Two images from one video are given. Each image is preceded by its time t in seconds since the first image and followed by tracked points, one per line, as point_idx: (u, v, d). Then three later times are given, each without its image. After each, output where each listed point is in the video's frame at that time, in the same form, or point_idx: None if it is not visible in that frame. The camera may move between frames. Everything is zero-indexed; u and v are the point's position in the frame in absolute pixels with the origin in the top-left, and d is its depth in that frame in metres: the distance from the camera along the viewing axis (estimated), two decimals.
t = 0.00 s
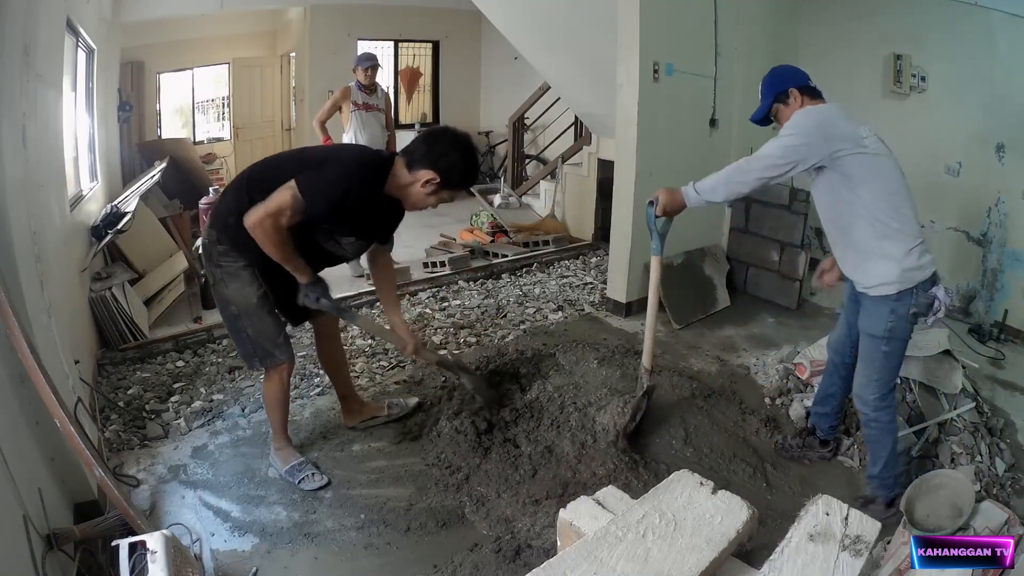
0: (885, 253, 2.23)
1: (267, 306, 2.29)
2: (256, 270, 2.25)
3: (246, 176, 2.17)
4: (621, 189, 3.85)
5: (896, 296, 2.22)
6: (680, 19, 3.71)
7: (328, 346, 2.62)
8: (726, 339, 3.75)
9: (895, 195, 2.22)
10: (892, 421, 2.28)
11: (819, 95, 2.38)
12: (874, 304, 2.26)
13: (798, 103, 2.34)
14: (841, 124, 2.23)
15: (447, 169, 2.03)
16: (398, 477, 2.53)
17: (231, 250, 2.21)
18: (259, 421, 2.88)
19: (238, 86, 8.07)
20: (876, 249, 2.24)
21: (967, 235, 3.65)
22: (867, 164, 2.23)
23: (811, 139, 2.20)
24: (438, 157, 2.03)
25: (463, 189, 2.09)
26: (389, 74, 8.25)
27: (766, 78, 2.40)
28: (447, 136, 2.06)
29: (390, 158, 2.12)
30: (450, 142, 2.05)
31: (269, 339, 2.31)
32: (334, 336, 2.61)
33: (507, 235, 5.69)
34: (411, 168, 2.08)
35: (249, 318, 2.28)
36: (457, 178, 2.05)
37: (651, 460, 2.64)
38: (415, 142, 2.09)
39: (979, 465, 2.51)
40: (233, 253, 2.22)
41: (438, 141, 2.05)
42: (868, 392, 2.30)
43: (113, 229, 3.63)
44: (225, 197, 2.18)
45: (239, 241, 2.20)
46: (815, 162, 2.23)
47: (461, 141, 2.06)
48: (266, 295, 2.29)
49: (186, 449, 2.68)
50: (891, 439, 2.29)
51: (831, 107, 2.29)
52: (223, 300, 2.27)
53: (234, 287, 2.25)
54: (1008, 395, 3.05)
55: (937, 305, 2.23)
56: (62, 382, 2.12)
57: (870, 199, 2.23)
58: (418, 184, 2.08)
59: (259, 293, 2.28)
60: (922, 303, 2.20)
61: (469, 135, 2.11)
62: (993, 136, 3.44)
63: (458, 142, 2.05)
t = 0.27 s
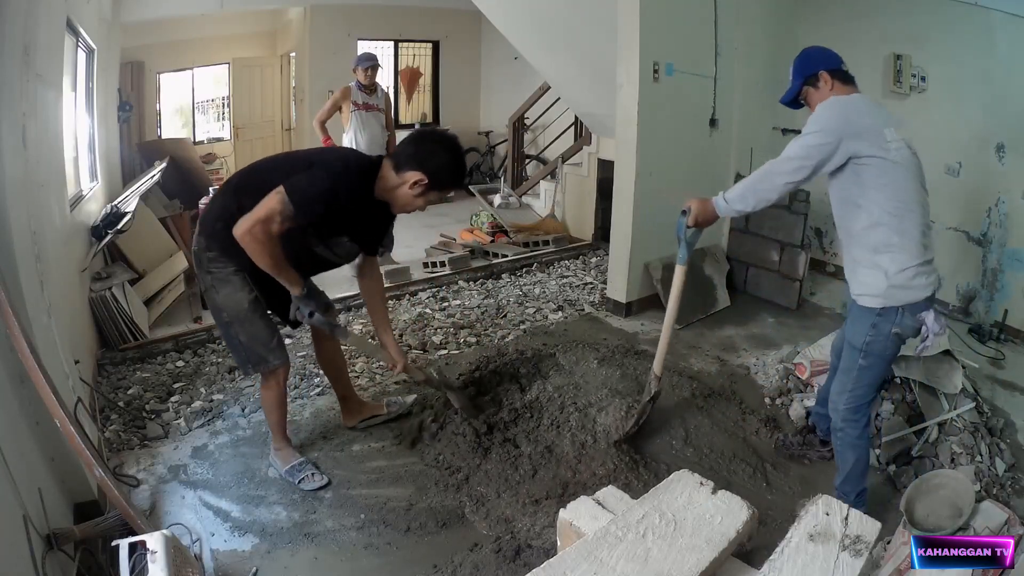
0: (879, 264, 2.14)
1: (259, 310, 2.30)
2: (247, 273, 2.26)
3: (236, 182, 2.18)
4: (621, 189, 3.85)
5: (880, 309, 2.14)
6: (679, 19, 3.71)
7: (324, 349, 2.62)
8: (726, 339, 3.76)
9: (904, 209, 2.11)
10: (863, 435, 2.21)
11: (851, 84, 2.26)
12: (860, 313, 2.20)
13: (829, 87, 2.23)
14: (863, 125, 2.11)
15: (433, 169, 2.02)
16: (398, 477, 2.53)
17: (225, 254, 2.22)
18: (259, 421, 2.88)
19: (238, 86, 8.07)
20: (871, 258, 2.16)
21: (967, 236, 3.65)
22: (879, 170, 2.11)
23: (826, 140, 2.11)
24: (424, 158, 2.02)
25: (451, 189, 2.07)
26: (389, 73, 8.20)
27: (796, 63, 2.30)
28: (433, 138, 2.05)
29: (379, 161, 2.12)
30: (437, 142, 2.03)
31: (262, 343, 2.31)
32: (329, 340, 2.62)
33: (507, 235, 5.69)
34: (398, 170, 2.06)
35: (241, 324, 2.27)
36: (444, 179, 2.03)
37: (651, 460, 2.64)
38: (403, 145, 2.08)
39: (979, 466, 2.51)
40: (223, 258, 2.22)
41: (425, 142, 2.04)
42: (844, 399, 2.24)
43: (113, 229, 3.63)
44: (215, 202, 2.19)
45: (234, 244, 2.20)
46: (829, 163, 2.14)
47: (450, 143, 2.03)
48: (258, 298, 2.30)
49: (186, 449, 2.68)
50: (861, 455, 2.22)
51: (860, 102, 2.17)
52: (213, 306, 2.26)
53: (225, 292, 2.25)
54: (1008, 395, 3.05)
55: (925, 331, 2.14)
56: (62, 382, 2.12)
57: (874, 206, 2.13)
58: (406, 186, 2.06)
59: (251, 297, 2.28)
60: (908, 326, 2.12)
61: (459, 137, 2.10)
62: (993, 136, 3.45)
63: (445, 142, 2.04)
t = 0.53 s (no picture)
0: (884, 273, 2.12)
1: (254, 310, 2.30)
2: (241, 274, 2.26)
3: (228, 179, 2.17)
4: (621, 189, 3.85)
5: (878, 317, 2.13)
6: (679, 19, 3.71)
7: (319, 348, 2.62)
8: (726, 339, 3.76)
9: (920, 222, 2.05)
10: (869, 445, 2.22)
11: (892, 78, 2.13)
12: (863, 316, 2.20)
13: (868, 76, 2.13)
14: (896, 135, 2.00)
15: (426, 166, 2.04)
16: (397, 477, 2.53)
17: (219, 254, 2.21)
18: (259, 421, 2.88)
19: (238, 86, 8.07)
20: (878, 266, 2.14)
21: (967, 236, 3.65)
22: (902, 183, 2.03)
23: (858, 154, 2.02)
24: (416, 154, 2.04)
25: (443, 185, 2.11)
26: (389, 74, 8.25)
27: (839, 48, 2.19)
28: (425, 133, 2.06)
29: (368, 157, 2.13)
30: (426, 137, 2.05)
31: (257, 344, 2.31)
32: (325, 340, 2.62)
33: (507, 235, 5.69)
34: (390, 166, 2.08)
35: (236, 323, 2.27)
36: (436, 174, 2.06)
37: (650, 460, 2.64)
38: (393, 142, 2.09)
39: (979, 466, 2.51)
40: (218, 259, 2.22)
41: (415, 137, 2.05)
42: (847, 408, 2.24)
43: (113, 229, 3.63)
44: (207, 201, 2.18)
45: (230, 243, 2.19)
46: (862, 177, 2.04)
47: (439, 137, 2.06)
48: (253, 298, 2.30)
49: (186, 449, 2.68)
50: (865, 463, 2.23)
51: (897, 102, 2.05)
52: (207, 306, 2.25)
53: (220, 293, 2.25)
54: (1008, 395, 3.05)
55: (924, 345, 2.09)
56: (62, 382, 2.12)
57: (889, 217, 2.08)
58: (398, 182, 2.08)
59: (245, 297, 2.28)
60: (908, 339, 2.09)
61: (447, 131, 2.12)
62: (992, 136, 3.45)
63: (437, 138, 2.07)
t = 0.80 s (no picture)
0: (896, 276, 2.11)
1: (256, 308, 2.29)
2: (249, 268, 2.25)
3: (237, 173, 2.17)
4: (621, 189, 3.85)
5: (887, 318, 2.14)
6: (679, 19, 3.71)
7: (319, 346, 2.61)
8: (726, 339, 3.75)
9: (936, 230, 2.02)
10: (874, 446, 2.21)
11: (919, 81, 2.08)
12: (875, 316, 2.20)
13: (893, 75, 2.07)
14: (919, 144, 1.96)
15: (422, 131, 2.05)
16: (397, 477, 2.53)
17: (226, 248, 2.21)
18: (259, 421, 2.88)
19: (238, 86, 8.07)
20: (892, 270, 2.14)
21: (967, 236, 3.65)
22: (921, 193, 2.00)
23: (880, 168, 2.01)
24: (410, 121, 2.05)
25: (441, 148, 2.12)
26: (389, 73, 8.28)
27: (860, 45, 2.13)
28: (417, 101, 2.07)
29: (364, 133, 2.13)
30: (418, 103, 2.06)
31: (257, 343, 2.30)
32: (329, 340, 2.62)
33: (507, 235, 5.69)
34: (387, 137, 2.08)
35: (238, 320, 2.27)
36: (434, 138, 2.07)
37: (649, 460, 2.64)
38: (386, 113, 2.10)
39: (979, 466, 2.51)
40: (226, 252, 2.21)
41: (407, 105, 2.06)
42: (856, 409, 2.24)
43: (113, 229, 3.63)
44: (215, 194, 2.19)
45: (231, 242, 2.20)
46: (887, 192, 2.02)
47: (431, 103, 2.07)
48: (257, 295, 2.29)
49: (186, 449, 2.68)
50: (870, 464, 2.22)
51: (922, 109, 2.00)
52: (212, 301, 2.26)
53: (225, 288, 2.24)
54: (1007, 395, 3.05)
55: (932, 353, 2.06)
56: (62, 383, 2.12)
57: (905, 225, 2.06)
58: (397, 152, 2.09)
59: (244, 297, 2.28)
60: (916, 342, 2.07)
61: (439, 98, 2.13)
62: (992, 136, 3.45)
63: (428, 102, 2.07)
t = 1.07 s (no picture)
0: (911, 277, 2.13)
1: (281, 300, 2.29)
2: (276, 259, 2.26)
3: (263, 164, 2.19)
4: (621, 189, 3.85)
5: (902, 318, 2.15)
6: (679, 19, 3.71)
7: (330, 342, 2.59)
8: (726, 338, 3.75)
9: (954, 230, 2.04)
10: (880, 446, 2.21)
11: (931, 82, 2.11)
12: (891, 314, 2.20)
13: (907, 80, 2.09)
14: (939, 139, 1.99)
15: (451, 124, 2.07)
16: (397, 477, 2.53)
17: (256, 236, 2.21)
18: (259, 421, 2.88)
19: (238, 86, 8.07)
20: (907, 270, 2.15)
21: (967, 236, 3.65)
22: (942, 190, 2.03)
23: (904, 164, 2.01)
24: (439, 115, 2.07)
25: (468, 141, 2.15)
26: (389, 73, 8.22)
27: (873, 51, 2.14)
28: (445, 94, 2.09)
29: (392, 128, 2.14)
30: (444, 97, 2.08)
31: (278, 334, 2.30)
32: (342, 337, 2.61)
33: (507, 235, 5.69)
34: (417, 132, 2.10)
35: (262, 310, 2.27)
36: (462, 130, 2.10)
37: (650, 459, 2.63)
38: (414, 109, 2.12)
39: (979, 466, 2.51)
40: (257, 242, 2.22)
41: (433, 100, 2.08)
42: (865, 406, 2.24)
43: (112, 229, 3.63)
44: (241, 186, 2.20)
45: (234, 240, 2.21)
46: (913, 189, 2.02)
47: (456, 96, 2.09)
48: (282, 286, 2.30)
49: (186, 449, 2.68)
50: (874, 464, 2.23)
51: (935, 111, 2.04)
52: (239, 290, 2.26)
53: (251, 277, 2.25)
54: (1007, 395, 3.05)
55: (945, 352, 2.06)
56: (62, 383, 2.12)
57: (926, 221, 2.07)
58: (428, 145, 2.11)
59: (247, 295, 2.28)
60: (930, 340, 2.07)
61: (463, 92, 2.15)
62: (993, 137, 3.45)
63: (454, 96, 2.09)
